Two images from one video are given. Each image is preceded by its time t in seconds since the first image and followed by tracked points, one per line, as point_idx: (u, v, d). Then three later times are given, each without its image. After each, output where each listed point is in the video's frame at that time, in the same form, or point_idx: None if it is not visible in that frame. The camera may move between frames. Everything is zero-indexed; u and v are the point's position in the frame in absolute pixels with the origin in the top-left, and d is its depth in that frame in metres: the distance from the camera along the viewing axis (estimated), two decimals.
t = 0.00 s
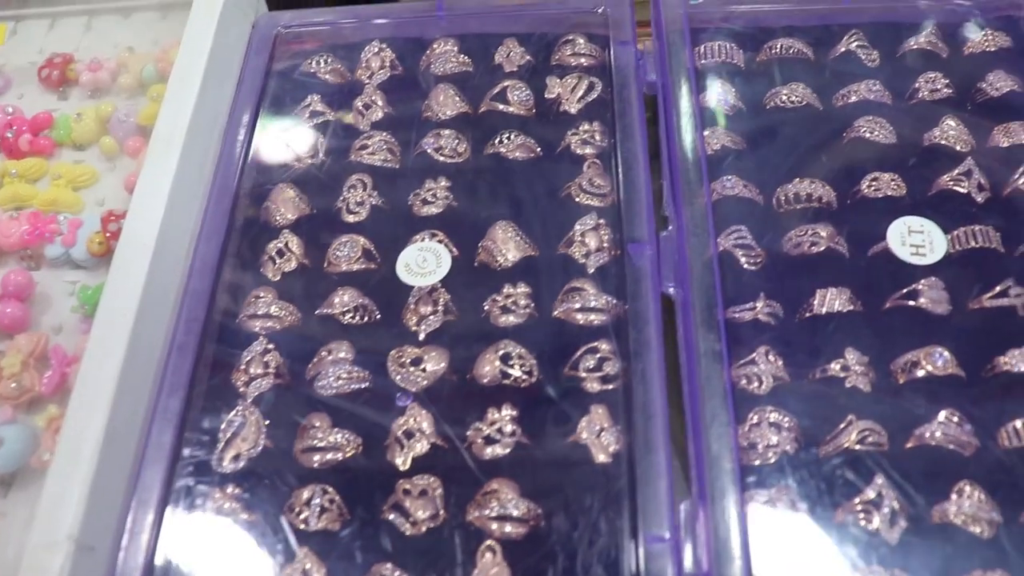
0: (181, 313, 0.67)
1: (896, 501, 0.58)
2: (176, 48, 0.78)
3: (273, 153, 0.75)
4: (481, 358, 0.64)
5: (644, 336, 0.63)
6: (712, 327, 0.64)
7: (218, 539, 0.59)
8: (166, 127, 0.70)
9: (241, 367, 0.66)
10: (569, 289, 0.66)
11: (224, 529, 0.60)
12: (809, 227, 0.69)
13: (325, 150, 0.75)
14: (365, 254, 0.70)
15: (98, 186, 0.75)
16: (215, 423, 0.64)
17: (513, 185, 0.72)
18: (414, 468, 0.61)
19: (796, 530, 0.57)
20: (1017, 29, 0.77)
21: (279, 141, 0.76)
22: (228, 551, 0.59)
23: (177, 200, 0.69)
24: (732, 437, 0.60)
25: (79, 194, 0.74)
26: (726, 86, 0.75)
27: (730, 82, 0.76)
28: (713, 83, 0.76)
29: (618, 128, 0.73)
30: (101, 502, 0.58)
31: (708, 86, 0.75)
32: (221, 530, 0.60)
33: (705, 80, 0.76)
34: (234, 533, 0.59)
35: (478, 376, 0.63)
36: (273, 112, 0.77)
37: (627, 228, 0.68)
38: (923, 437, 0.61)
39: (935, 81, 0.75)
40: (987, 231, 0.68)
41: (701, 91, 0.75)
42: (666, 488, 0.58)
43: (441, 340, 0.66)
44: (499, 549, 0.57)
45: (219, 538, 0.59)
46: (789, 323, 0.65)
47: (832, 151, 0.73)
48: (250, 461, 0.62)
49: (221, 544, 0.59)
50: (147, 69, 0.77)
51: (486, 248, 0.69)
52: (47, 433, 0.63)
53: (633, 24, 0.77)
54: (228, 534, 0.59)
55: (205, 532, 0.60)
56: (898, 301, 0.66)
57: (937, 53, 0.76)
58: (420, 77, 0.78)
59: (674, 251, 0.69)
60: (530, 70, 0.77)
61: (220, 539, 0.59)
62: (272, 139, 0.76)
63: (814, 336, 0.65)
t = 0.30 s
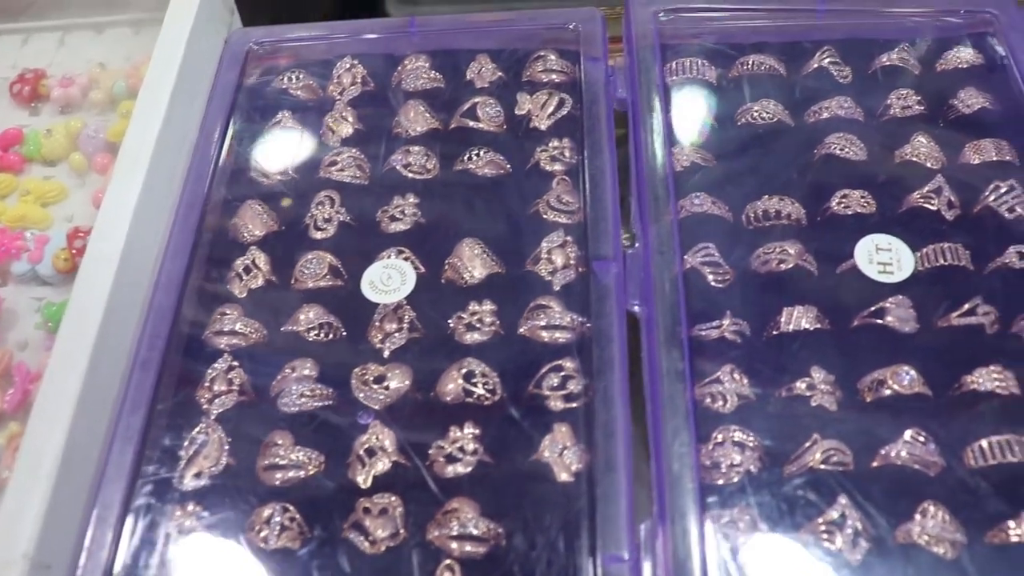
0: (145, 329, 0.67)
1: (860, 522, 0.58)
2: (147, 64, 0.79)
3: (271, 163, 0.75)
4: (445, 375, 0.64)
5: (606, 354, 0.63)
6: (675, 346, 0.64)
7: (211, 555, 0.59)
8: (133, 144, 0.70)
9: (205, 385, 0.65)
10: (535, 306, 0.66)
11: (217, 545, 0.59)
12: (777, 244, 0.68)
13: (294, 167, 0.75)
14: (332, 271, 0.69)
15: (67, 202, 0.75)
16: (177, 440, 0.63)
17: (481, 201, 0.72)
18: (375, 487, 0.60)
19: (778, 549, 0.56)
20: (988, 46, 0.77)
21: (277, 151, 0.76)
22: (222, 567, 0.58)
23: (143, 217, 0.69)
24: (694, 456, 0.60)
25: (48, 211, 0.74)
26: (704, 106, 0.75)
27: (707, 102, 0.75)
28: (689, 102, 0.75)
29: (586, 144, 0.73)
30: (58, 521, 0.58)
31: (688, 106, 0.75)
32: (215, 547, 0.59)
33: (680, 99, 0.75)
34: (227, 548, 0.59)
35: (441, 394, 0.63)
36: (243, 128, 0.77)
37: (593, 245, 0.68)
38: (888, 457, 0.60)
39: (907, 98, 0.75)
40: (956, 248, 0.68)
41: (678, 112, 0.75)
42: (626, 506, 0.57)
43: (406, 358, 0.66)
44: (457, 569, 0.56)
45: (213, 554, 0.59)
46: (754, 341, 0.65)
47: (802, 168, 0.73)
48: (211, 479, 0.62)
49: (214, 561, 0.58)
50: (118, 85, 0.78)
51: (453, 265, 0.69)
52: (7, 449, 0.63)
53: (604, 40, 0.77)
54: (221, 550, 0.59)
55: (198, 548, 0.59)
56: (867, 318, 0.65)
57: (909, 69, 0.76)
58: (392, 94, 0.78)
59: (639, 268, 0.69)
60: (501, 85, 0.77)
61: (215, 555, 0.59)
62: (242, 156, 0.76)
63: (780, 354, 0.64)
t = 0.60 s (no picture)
0: (107, 328, 0.67)
1: (815, 523, 0.58)
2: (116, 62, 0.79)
3: (271, 158, 0.75)
4: (405, 374, 0.64)
5: (565, 354, 0.63)
6: (633, 347, 0.64)
7: (209, 563, 0.58)
8: (98, 144, 0.70)
9: (167, 383, 0.65)
10: (496, 306, 0.66)
11: (214, 553, 0.58)
12: (741, 243, 0.68)
13: (261, 165, 0.75)
14: (297, 270, 0.70)
15: (34, 202, 0.75)
16: (136, 438, 0.63)
17: (446, 201, 0.72)
18: (333, 485, 0.61)
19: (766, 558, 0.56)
20: (958, 46, 0.77)
21: (278, 145, 0.76)
22: (219, 574, 0.58)
23: (106, 217, 0.69)
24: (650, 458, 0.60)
25: (15, 210, 0.74)
26: (695, 103, 0.74)
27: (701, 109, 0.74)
28: (678, 101, 0.74)
29: (552, 143, 0.73)
30: (14, 521, 0.58)
31: (680, 107, 0.74)
32: (212, 555, 0.58)
33: (670, 95, 0.75)
34: (223, 556, 0.58)
35: (401, 393, 0.63)
36: (211, 127, 0.77)
37: (554, 245, 0.68)
38: (847, 458, 0.60)
39: (876, 98, 0.74)
40: (921, 248, 0.68)
41: (669, 109, 0.74)
42: (580, 506, 0.57)
43: (367, 356, 0.66)
44: (412, 568, 0.56)
45: (211, 563, 0.58)
46: (716, 341, 0.64)
47: (768, 167, 0.72)
48: (169, 477, 0.61)
49: (212, 568, 0.58)
50: (87, 84, 0.78)
51: (416, 265, 0.69)
52: None
53: (573, 39, 0.77)
54: (217, 558, 0.58)
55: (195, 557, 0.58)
56: (829, 319, 0.65)
57: (878, 69, 0.76)
58: (361, 93, 0.78)
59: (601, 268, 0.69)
60: (470, 84, 0.77)
61: (212, 564, 0.58)
62: (210, 155, 0.76)
63: (742, 353, 0.64)
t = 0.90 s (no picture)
0: (74, 329, 0.68)
1: (772, 523, 0.58)
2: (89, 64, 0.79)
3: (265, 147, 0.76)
4: (368, 374, 0.64)
5: (525, 354, 0.63)
6: (593, 348, 0.64)
7: (213, 566, 0.58)
8: (69, 146, 0.71)
9: (134, 382, 0.66)
10: (459, 306, 0.66)
11: (231, 563, 0.58)
12: (705, 243, 0.68)
13: (232, 166, 0.76)
14: (264, 270, 0.70)
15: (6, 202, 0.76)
16: (101, 437, 0.64)
17: (414, 201, 0.72)
18: (294, 485, 0.61)
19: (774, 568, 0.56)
20: (928, 45, 0.77)
21: (279, 137, 0.77)
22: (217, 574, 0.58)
23: (75, 219, 0.70)
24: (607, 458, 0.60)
25: None
26: (694, 108, 0.74)
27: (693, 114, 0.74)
28: (678, 103, 0.74)
29: (519, 144, 0.73)
30: None
31: (676, 109, 0.74)
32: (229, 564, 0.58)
33: (676, 92, 0.75)
34: (238, 568, 0.58)
35: (364, 393, 0.64)
36: (183, 128, 0.78)
37: (517, 245, 0.68)
38: (807, 458, 0.60)
39: (844, 98, 0.74)
40: (885, 248, 0.68)
41: (665, 107, 0.74)
42: (537, 505, 0.58)
43: (332, 356, 0.66)
44: (370, 567, 0.57)
45: (222, 569, 0.58)
46: (678, 341, 0.65)
47: (734, 167, 0.72)
48: (134, 476, 0.62)
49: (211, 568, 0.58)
50: (60, 86, 0.78)
51: (382, 265, 0.69)
52: None
53: (541, 40, 0.77)
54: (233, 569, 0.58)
55: (209, 564, 0.58)
56: (790, 319, 0.65)
57: (848, 69, 0.76)
58: (332, 93, 0.79)
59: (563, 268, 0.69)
60: (439, 85, 0.78)
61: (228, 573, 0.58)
62: (181, 155, 0.76)
63: (703, 353, 0.64)
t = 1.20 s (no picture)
0: (43, 321, 0.68)
1: (738, 515, 0.57)
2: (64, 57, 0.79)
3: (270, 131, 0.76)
4: (336, 365, 0.64)
5: (493, 344, 0.64)
6: (560, 340, 0.64)
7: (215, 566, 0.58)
8: (41, 138, 0.71)
9: (104, 374, 0.66)
10: (428, 298, 0.66)
11: (231, 562, 0.58)
12: (676, 235, 0.68)
13: (206, 159, 0.76)
14: (236, 262, 0.70)
15: None
16: (69, 429, 0.64)
17: (386, 193, 0.72)
18: (260, 476, 0.61)
19: None
20: (903, 37, 0.76)
21: (288, 126, 0.76)
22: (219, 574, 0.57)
23: (46, 211, 0.70)
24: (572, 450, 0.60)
25: None
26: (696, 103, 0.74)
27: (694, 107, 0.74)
28: (684, 95, 0.74)
29: (491, 136, 0.73)
30: None
31: (679, 100, 0.74)
32: (234, 567, 0.58)
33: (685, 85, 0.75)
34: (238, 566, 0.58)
35: (332, 384, 0.64)
36: (158, 121, 0.78)
37: (487, 237, 0.68)
38: (775, 450, 0.60)
39: (819, 88, 0.74)
40: (857, 240, 0.67)
41: (668, 96, 0.74)
42: (501, 496, 0.58)
43: (301, 347, 0.66)
44: (333, 558, 0.57)
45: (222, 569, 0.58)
46: (647, 333, 0.64)
47: (707, 157, 0.72)
48: (101, 467, 0.62)
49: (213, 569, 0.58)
50: (34, 79, 0.79)
51: (352, 256, 0.69)
52: None
53: (516, 32, 0.77)
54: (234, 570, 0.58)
55: (215, 568, 0.58)
56: (761, 310, 0.65)
57: (824, 60, 0.76)
58: (307, 86, 0.79)
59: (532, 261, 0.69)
60: (414, 77, 0.78)
61: None
62: (155, 148, 0.76)
63: (671, 344, 0.64)
